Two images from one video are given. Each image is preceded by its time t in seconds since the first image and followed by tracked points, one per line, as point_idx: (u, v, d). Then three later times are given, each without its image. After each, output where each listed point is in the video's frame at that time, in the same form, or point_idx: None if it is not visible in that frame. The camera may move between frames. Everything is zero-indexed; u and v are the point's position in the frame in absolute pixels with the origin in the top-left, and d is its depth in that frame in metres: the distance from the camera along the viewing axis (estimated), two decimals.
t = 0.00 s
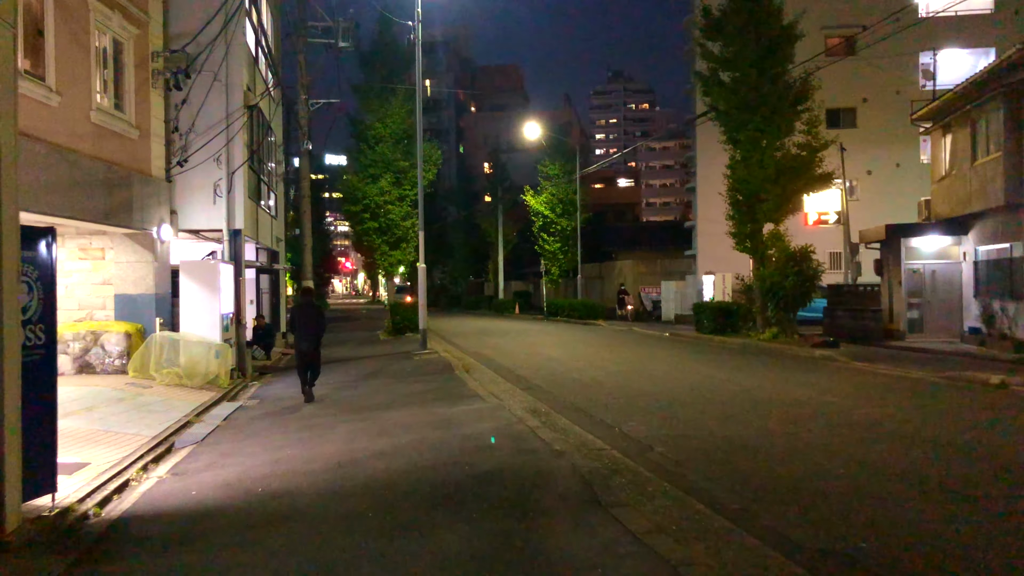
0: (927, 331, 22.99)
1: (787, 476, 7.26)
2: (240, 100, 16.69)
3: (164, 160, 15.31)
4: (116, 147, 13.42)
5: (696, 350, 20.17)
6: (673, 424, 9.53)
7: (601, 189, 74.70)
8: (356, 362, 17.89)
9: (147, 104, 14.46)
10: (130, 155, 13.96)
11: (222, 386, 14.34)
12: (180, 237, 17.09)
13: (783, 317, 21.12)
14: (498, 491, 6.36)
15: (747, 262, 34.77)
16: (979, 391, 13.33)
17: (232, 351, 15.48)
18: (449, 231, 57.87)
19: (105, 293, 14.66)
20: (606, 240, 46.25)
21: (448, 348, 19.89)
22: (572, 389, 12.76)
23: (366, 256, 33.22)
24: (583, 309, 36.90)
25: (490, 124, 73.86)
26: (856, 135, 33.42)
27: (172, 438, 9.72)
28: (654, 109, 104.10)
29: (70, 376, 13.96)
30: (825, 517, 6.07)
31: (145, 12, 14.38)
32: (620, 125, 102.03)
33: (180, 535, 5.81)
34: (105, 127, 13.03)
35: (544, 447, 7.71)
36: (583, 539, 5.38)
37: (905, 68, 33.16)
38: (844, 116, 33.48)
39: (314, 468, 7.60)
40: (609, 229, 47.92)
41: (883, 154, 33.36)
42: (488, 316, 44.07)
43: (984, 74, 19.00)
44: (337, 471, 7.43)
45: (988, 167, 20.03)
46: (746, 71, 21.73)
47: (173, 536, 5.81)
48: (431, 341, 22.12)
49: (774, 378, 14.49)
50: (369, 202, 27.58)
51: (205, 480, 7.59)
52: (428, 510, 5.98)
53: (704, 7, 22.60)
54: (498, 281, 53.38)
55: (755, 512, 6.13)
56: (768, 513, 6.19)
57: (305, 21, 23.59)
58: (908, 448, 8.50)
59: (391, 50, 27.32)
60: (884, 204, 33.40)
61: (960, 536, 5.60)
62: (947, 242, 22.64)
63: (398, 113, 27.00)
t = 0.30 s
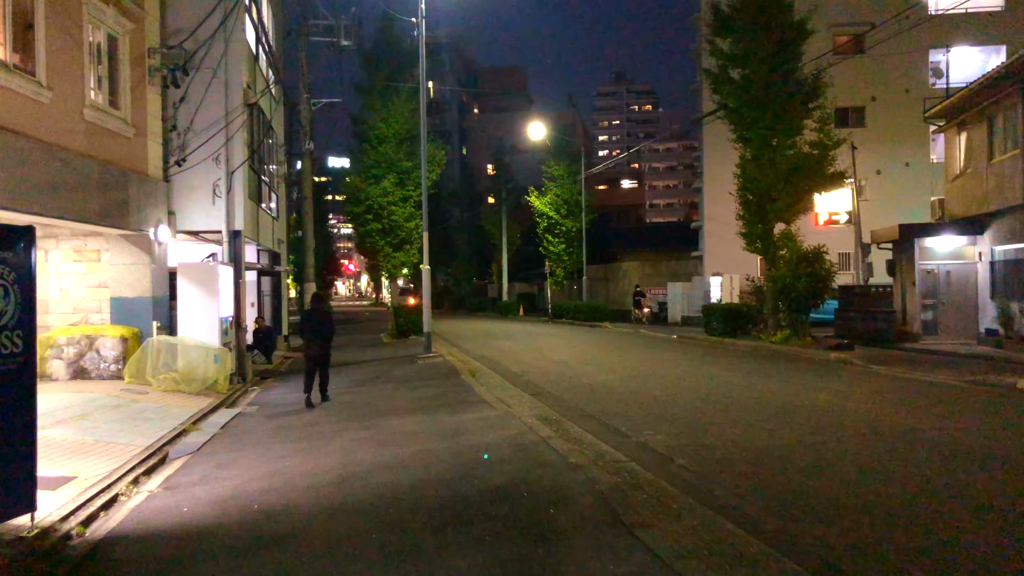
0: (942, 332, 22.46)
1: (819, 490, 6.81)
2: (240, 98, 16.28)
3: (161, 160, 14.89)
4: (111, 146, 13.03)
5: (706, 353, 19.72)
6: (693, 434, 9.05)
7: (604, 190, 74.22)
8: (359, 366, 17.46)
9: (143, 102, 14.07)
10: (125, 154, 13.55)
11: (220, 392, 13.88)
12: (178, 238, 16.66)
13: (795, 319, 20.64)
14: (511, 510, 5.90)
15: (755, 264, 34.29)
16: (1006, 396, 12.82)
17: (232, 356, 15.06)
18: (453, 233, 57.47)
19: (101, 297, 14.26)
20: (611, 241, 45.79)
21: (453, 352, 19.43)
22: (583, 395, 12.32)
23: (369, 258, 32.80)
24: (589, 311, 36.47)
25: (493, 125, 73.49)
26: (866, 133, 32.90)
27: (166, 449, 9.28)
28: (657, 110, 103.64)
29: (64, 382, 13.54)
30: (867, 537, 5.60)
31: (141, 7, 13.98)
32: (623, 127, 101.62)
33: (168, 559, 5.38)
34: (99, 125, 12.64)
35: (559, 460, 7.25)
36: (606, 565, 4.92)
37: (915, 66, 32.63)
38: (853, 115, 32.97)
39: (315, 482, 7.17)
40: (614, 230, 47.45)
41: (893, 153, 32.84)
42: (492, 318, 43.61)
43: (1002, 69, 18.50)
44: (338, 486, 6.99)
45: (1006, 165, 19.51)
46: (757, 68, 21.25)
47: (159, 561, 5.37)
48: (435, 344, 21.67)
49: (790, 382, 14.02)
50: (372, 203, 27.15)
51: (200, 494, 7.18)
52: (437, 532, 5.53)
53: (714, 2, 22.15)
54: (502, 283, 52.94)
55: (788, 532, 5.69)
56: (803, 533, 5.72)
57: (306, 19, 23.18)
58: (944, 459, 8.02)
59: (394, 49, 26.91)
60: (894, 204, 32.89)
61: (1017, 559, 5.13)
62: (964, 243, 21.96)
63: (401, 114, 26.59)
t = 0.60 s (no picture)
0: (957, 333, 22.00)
1: (855, 503, 6.37)
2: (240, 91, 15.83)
3: (158, 154, 14.46)
4: (105, 139, 12.60)
5: (717, 354, 19.25)
6: (714, 441, 8.59)
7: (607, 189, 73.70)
8: (361, 367, 17.02)
9: (139, 93, 13.63)
10: (121, 147, 13.11)
11: (219, 393, 13.41)
12: (176, 236, 16.21)
13: (808, 319, 20.18)
14: (529, 527, 5.45)
15: (762, 263, 33.85)
16: None
17: (230, 356, 14.62)
18: (455, 231, 57.03)
19: (95, 295, 13.82)
20: (615, 240, 45.32)
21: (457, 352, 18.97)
22: (594, 398, 11.86)
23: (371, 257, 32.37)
24: (594, 311, 36.03)
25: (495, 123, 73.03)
26: (875, 130, 32.39)
27: (160, 455, 8.83)
28: (660, 109, 103.08)
29: (57, 383, 13.09)
30: (917, 557, 5.15)
31: None
32: (625, 125, 101.06)
33: None
34: (93, 117, 12.21)
35: (576, 470, 6.80)
36: None
37: (926, 62, 32.12)
38: (862, 111, 32.46)
39: (316, 494, 6.73)
40: (618, 228, 47.00)
41: (903, 151, 32.35)
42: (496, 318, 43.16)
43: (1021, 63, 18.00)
44: (341, 498, 6.54)
45: None
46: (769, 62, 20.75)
47: None
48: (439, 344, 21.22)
49: (807, 385, 13.55)
50: (374, 201, 26.68)
51: (195, 505, 6.75)
52: (449, 551, 5.08)
53: None
54: (505, 282, 52.44)
55: (828, 549, 5.24)
56: (846, 551, 5.26)
57: (308, 12, 22.73)
58: (983, 467, 7.56)
59: (397, 43, 26.45)
60: (904, 203, 32.38)
61: None
62: (978, 242, 21.51)
63: (404, 109, 26.14)
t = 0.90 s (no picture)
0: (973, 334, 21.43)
1: (901, 520, 5.87)
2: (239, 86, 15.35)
3: (152, 150, 13.98)
4: (97, 134, 12.13)
5: (728, 356, 18.75)
6: (739, 452, 8.10)
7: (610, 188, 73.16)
8: (362, 369, 16.53)
9: (133, 87, 13.15)
10: (113, 142, 12.63)
11: (216, 398, 12.92)
12: (172, 234, 15.74)
13: (820, 320, 19.68)
14: (548, 554, 4.96)
15: (769, 263, 33.37)
16: None
17: (228, 359, 14.14)
18: (456, 231, 56.58)
19: (87, 296, 13.35)
20: (619, 240, 44.85)
21: (461, 355, 18.48)
22: (606, 404, 11.37)
23: (372, 256, 31.90)
24: (599, 311, 35.58)
25: (498, 122, 72.53)
26: (885, 128, 31.85)
27: (149, 466, 8.33)
28: (662, 109, 102.56)
29: (47, 387, 12.62)
30: None
31: None
32: (627, 125, 100.52)
33: None
34: (84, 111, 11.74)
35: (596, 487, 6.30)
36: None
37: (936, 59, 31.57)
38: (871, 109, 31.93)
39: (315, 511, 6.23)
40: (622, 228, 46.49)
41: (913, 149, 31.77)
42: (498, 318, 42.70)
43: None
44: (343, 516, 6.05)
45: None
46: (781, 57, 20.21)
47: None
48: (442, 346, 20.72)
49: (826, 389, 13.04)
50: (376, 199, 26.16)
51: (186, 524, 6.26)
52: None
53: None
54: (507, 282, 51.95)
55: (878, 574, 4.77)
56: None
57: (308, 6, 22.23)
58: None
59: (399, 39, 25.95)
60: (913, 202, 31.84)
61: None
62: (994, 241, 20.95)
63: (406, 106, 25.65)
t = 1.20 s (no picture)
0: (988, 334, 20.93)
1: (943, 532, 5.45)
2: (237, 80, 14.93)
3: (147, 145, 13.56)
4: (89, 128, 11.73)
5: (739, 358, 18.30)
6: (762, 460, 7.66)
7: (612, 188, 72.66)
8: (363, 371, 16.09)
9: (127, 80, 12.74)
10: (106, 136, 12.24)
11: (213, 401, 12.51)
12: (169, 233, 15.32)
13: (832, 320, 19.23)
14: None
15: (776, 262, 32.94)
16: None
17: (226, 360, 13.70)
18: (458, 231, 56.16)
19: (80, 296, 12.96)
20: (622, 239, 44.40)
21: (465, 356, 18.05)
22: (618, 408, 10.95)
23: (373, 256, 31.49)
24: (603, 312, 35.13)
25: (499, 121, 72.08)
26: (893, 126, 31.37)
27: (139, 475, 7.90)
28: (664, 108, 102.07)
29: (38, 390, 12.20)
30: None
31: None
32: (629, 124, 99.97)
33: None
34: (75, 104, 11.35)
35: (616, 501, 5.87)
36: None
37: (945, 56, 31.05)
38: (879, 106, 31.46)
39: (314, 526, 5.81)
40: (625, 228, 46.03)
41: (922, 146, 31.26)
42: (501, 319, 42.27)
43: None
44: (344, 532, 5.62)
45: None
46: (791, 51, 19.76)
47: None
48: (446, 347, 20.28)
49: (844, 391, 12.58)
50: (377, 197, 25.73)
51: (175, 540, 5.83)
52: None
53: None
54: (510, 282, 51.50)
55: None
56: None
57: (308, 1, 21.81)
58: None
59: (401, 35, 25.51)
60: (922, 200, 31.34)
61: None
62: (1008, 239, 20.54)
63: (408, 103, 25.22)
